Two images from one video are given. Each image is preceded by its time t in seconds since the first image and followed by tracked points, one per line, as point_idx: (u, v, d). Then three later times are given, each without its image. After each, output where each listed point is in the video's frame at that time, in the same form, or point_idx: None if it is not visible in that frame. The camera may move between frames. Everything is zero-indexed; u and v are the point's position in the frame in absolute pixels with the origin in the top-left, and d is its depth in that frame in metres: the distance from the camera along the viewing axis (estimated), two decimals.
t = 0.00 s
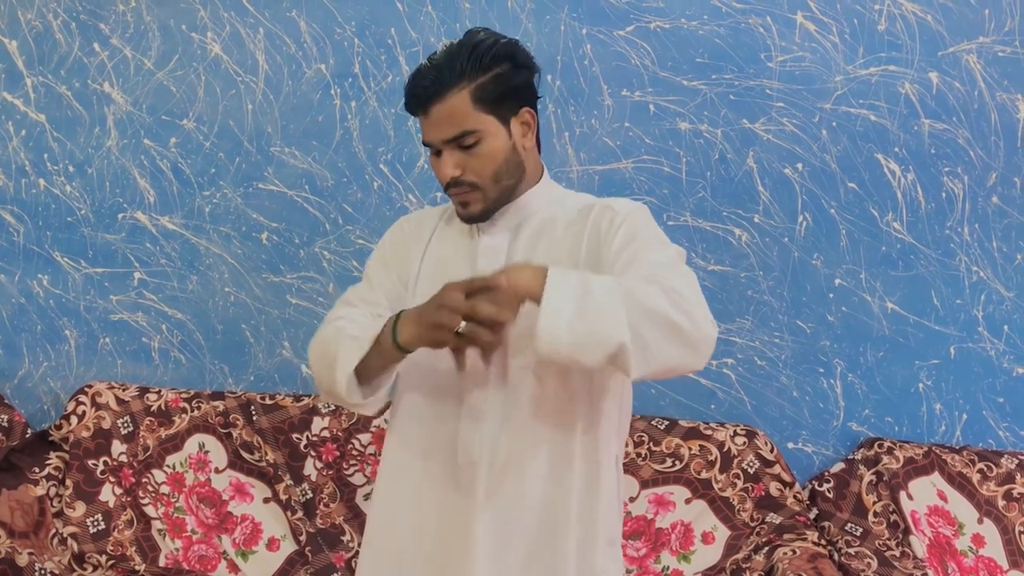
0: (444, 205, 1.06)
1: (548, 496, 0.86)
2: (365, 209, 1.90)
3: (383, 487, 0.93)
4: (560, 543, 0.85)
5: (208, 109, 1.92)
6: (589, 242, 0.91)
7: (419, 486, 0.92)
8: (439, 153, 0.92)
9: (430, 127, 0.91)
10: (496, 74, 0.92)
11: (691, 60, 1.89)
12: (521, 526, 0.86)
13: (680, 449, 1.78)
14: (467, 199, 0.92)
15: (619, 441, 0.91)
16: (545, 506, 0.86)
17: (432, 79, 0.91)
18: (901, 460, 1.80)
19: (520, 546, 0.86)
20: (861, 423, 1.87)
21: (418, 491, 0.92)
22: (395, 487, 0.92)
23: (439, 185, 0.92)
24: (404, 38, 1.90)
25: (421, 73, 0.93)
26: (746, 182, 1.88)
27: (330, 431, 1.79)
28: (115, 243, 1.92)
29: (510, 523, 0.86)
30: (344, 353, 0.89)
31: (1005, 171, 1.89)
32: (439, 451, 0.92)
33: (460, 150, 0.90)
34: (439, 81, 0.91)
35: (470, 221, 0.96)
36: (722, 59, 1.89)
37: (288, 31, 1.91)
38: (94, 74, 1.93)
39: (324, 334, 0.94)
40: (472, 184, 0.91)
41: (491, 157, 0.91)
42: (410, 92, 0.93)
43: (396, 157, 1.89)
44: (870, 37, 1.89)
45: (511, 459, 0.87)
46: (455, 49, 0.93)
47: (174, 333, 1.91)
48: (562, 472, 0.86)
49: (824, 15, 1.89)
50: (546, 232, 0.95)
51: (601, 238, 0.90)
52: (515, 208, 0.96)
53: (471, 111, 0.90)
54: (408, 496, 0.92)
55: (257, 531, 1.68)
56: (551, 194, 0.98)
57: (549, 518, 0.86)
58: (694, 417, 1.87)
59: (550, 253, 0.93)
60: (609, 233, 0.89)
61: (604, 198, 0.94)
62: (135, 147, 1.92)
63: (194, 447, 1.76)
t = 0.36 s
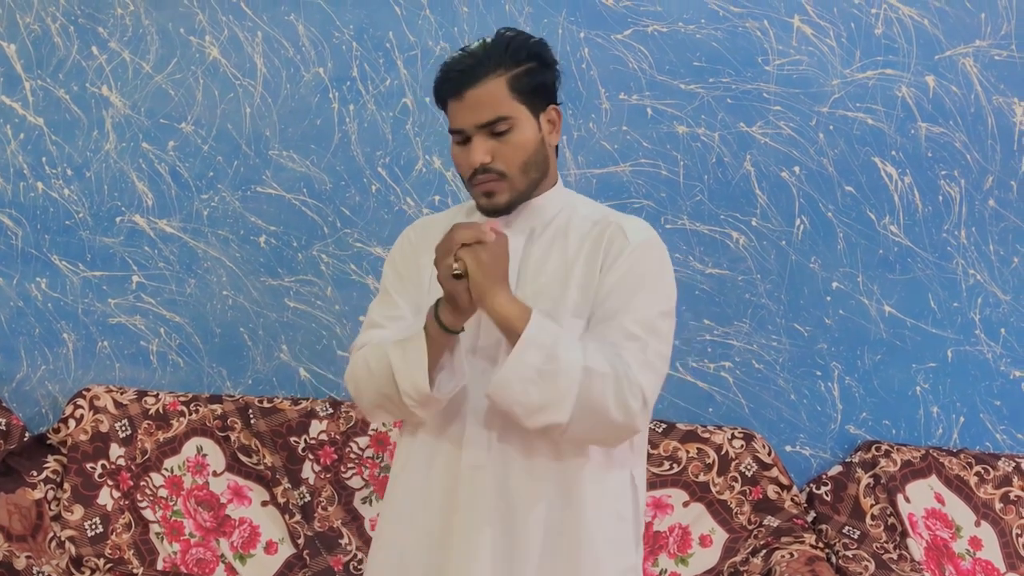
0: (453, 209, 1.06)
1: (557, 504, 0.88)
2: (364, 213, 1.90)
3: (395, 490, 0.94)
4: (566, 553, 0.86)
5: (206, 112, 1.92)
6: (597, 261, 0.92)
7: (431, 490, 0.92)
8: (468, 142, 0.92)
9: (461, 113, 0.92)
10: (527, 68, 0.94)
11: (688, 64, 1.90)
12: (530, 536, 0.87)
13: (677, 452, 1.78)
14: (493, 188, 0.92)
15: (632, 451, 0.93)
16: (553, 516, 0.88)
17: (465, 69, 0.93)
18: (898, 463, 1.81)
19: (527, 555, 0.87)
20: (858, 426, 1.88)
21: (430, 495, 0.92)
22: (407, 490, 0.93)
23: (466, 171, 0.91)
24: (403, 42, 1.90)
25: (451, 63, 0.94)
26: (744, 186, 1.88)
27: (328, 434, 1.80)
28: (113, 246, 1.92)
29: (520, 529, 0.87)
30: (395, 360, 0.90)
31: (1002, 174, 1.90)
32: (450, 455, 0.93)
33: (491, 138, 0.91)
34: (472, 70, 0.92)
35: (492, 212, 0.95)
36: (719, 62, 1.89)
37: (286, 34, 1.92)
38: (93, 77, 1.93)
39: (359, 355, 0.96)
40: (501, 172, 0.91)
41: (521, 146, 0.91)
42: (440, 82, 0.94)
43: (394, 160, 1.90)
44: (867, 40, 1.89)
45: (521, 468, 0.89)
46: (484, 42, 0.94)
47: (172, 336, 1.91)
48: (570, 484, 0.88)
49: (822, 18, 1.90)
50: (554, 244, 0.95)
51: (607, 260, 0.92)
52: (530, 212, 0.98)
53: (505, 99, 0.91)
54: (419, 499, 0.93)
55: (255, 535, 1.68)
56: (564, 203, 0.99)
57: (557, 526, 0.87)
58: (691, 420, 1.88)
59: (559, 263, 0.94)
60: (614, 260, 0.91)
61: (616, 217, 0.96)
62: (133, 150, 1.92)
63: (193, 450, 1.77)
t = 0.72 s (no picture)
0: (455, 201, 1.08)
1: (555, 504, 0.91)
2: (362, 215, 1.91)
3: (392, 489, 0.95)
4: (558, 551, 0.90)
5: (206, 115, 1.92)
6: (610, 262, 0.97)
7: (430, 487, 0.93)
8: (498, 124, 0.96)
9: (497, 95, 0.96)
10: (561, 67, 1.00)
11: (687, 66, 1.90)
12: (529, 537, 0.89)
13: (677, 453, 1.78)
14: (516, 174, 0.96)
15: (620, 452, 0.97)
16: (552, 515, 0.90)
17: (506, 57, 0.97)
18: (897, 464, 1.81)
19: (525, 555, 0.89)
20: (858, 427, 1.88)
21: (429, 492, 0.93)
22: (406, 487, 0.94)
23: (494, 153, 0.95)
24: (402, 44, 1.91)
25: (491, 48, 0.98)
26: (742, 187, 1.89)
27: (327, 436, 1.80)
28: (112, 249, 1.92)
29: (517, 529, 0.90)
30: (403, 358, 0.90)
31: (1000, 176, 1.90)
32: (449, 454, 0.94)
33: (522, 124, 0.95)
34: (513, 58, 0.97)
35: (507, 200, 0.98)
36: (717, 64, 1.90)
37: (285, 37, 1.92)
38: (93, 80, 1.93)
39: (362, 346, 0.95)
40: (527, 160, 0.95)
41: (551, 138, 0.96)
42: (476, 65, 0.98)
43: (393, 162, 1.90)
44: (865, 42, 1.90)
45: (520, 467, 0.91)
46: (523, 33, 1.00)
47: (171, 339, 1.91)
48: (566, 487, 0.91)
49: (820, 20, 1.90)
50: (565, 241, 0.99)
51: (620, 261, 0.97)
52: (541, 209, 1.01)
53: (541, 90, 0.96)
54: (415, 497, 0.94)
55: (255, 537, 1.68)
56: (571, 204, 1.04)
57: (555, 526, 0.90)
58: (691, 421, 1.88)
59: (569, 260, 0.98)
60: (628, 262, 0.96)
61: (623, 221, 1.01)
62: (133, 153, 1.93)
63: (192, 453, 1.77)
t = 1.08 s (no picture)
0: (505, 173, 1.01)
1: (578, 505, 0.83)
2: (373, 187, 1.90)
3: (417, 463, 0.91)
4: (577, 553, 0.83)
5: (214, 88, 1.90)
6: (669, 250, 0.87)
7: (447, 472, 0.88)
8: (563, 100, 0.87)
9: (569, 70, 0.86)
10: (639, 43, 0.90)
11: (700, 33, 1.86)
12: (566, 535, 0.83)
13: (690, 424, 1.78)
14: (578, 155, 0.88)
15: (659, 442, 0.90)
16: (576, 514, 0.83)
17: (581, 25, 0.86)
18: (913, 434, 1.79)
19: (542, 555, 0.83)
20: (872, 398, 1.88)
21: (446, 476, 0.88)
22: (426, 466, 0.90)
23: (557, 131, 0.87)
24: (410, 14, 1.87)
25: (567, 14, 0.88)
26: (756, 156, 1.86)
27: (341, 409, 1.80)
28: (124, 224, 1.92)
29: (538, 528, 0.83)
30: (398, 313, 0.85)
31: (1019, 143, 1.86)
32: (472, 438, 0.87)
33: (591, 105, 0.86)
34: (592, 30, 0.86)
35: (566, 178, 0.91)
36: (732, 31, 1.86)
37: (292, 7, 1.88)
38: (100, 54, 1.91)
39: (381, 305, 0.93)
40: (591, 141, 0.87)
41: (619, 120, 0.87)
42: (548, 31, 0.88)
43: (403, 134, 1.88)
44: (883, 6, 1.85)
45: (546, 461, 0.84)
46: (603, 2, 0.89)
47: (184, 313, 1.92)
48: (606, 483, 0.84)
49: None
50: (618, 222, 0.90)
51: (680, 247, 0.87)
52: (595, 185, 0.93)
53: (616, 70, 0.87)
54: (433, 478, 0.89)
55: (269, 509, 1.70)
56: (629, 182, 0.95)
57: (576, 527, 0.83)
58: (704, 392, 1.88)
59: (622, 241, 0.89)
60: (690, 249, 0.86)
61: (682, 204, 0.91)
62: (142, 126, 1.92)
63: (206, 426, 1.78)
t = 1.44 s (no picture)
0: (510, 174, 1.01)
1: (587, 504, 0.84)
2: (369, 187, 1.89)
3: (422, 464, 0.91)
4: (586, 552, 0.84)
5: (210, 87, 1.90)
6: (674, 254, 0.88)
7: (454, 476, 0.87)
8: (565, 98, 0.87)
9: (570, 68, 0.87)
10: (644, 43, 0.90)
11: (696, 34, 1.86)
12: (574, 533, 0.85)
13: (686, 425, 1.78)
14: (578, 152, 0.88)
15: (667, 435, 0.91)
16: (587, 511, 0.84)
17: (586, 25, 0.87)
18: (907, 435, 1.80)
19: (552, 549, 0.85)
20: (868, 398, 1.88)
21: (453, 480, 0.87)
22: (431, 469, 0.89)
23: (557, 128, 0.87)
24: (406, 13, 1.87)
25: (572, 14, 0.88)
26: (751, 157, 1.87)
27: (336, 409, 1.80)
28: (119, 222, 1.92)
29: (548, 526, 0.85)
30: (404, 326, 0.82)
31: (1014, 144, 1.87)
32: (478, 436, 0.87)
33: (591, 102, 0.87)
34: (595, 29, 0.87)
35: (566, 177, 0.91)
36: (727, 32, 1.86)
37: (288, 6, 1.88)
38: (96, 52, 1.90)
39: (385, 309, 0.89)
40: (591, 138, 0.87)
41: (620, 118, 0.87)
42: (553, 30, 0.88)
43: (399, 134, 1.88)
44: (878, 8, 1.85)
45: (553, 460, 0.85)
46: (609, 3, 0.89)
47: (178, 312, 1.92)
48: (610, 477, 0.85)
49: None
50: (624, 223, 0.91)
51: (687, 249, 0.87)
52: (603, 183, 0.92)
53: (618, 68, 0.87)
54: (439, 481, 0.88)
55: (264, 509, 1.70)
56: (635, 182, 0.95)
57: (586, 524, 0.84)
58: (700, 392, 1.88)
59: (629, 242, 0.89)
60: (696, 253, 0.87)
61: (689, 209, 0.92)
62: (137, 125, 1.91)
63: (201, 426, 1.78)
